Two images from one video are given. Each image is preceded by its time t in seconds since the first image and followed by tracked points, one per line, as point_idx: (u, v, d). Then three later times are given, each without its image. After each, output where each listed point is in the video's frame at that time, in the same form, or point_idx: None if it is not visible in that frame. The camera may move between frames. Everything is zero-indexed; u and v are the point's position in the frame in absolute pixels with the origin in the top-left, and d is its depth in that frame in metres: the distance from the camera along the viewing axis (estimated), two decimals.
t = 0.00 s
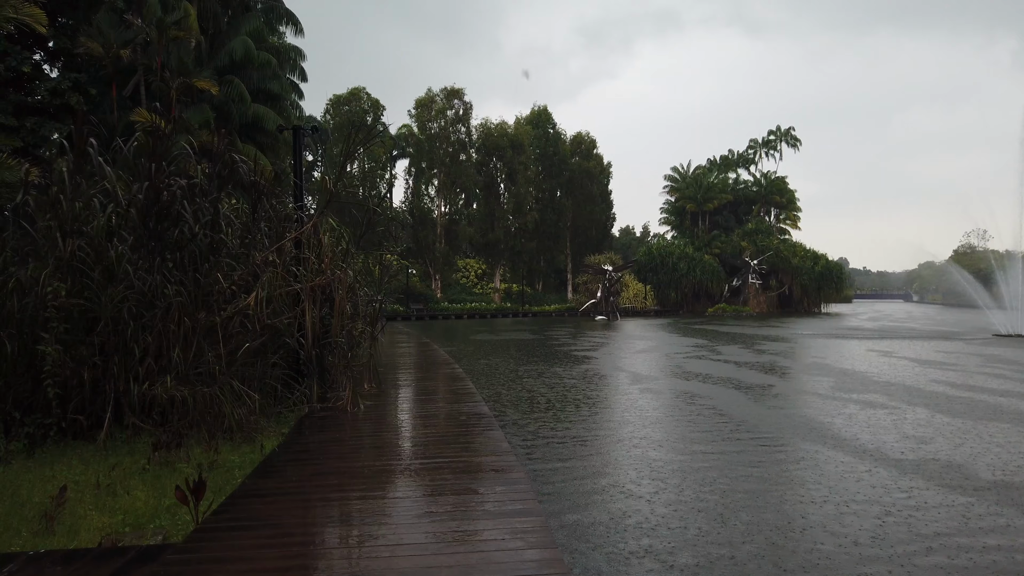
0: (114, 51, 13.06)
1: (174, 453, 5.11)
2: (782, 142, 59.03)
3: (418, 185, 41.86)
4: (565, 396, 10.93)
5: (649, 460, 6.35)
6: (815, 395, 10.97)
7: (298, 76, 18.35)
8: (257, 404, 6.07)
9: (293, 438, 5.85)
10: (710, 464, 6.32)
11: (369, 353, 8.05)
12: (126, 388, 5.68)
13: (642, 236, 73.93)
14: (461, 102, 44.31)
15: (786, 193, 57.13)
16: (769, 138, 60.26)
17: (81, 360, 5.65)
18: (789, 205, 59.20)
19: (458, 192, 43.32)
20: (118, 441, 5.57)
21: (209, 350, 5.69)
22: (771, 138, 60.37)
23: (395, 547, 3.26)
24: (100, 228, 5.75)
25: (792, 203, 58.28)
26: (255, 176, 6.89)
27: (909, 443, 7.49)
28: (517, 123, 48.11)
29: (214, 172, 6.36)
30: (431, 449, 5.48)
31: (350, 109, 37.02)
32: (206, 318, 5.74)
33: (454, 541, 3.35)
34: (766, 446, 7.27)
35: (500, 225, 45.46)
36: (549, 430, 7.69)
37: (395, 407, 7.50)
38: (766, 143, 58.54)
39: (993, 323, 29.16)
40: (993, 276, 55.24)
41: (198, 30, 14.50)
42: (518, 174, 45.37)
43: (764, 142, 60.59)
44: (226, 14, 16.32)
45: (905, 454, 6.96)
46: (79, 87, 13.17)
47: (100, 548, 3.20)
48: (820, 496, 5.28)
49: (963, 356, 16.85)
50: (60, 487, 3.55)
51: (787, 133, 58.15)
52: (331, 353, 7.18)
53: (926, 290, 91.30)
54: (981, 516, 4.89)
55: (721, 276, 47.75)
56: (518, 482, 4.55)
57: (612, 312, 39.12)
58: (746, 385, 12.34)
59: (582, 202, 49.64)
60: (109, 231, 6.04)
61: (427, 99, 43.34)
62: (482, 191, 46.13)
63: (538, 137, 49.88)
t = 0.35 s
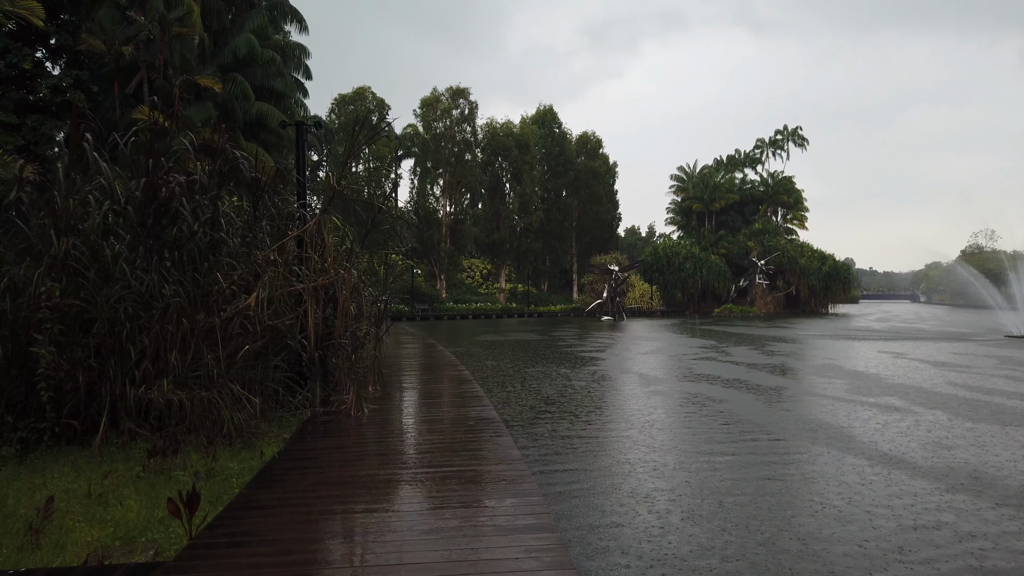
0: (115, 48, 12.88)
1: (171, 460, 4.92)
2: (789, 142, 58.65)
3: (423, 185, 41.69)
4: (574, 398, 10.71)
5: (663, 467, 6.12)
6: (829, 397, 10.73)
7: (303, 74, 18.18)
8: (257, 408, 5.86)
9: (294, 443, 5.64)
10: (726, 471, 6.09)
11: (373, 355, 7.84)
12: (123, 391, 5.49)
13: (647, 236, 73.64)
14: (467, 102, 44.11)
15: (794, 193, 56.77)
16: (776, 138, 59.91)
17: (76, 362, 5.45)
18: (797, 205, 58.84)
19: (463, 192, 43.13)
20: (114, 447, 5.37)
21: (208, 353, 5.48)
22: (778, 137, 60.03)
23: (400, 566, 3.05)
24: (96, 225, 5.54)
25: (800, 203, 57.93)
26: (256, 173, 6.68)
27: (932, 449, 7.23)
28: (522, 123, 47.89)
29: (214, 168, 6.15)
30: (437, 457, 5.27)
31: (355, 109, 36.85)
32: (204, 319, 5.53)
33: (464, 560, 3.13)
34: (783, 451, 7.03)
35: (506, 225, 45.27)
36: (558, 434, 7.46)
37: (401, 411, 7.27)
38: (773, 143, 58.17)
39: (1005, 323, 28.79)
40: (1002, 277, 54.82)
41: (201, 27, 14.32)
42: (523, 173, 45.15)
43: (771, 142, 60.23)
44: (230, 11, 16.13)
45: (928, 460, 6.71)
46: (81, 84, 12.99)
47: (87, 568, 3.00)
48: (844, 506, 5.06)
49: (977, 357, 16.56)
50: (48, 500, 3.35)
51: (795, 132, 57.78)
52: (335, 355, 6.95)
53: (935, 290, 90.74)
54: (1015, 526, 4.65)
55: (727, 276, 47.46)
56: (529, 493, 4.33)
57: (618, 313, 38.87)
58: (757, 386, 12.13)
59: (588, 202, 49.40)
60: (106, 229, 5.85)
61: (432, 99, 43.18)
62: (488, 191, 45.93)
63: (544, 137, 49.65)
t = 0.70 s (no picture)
0: (115, 45, 12.66)
1: (163, 471, 4.69)
2: (796, 140, 58.31)
3: (428, 185, 41.50)
4: (581, 401, 10.47)
5: (679, 476, 5.87)
6: (843, 402, 10.46)
7: (306, 71, 17.95)
8: (255, 415, 5.63)
9: (292, 452, 5.39)
10: (743, 481, 5.83)
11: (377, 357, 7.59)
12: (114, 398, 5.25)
13: (652, 235, 73.35)
14: (471, 101, 43.86)
15: (801, 192, 56.44)
16: (782, 136, 59.57)
17: (67, 368, 5.22)
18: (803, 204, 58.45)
19: (468, 192, 42.89)
20: (105, 456, 5.14)
21: (203, 358, 5.25)
22: (784, 136, 59.67)
23: None
24: (86, 225, 5.30)
25: (806, 203, 57.58)
26: (254, 170, 6.42)
27: (956, 458, 6.96)
28: (527, 122, 47.64)
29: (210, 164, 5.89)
30: (442, 468, 5.02)
31: (359, 108, 36.62)
32: (199, 324, 5.30)
33: None
34: (801, 459, 6.77)
35: (511, 225, 45.03)
36: (567, 440, 7.22)
37: (404, 417, 7.04)
38: (780, 142, 57.84)
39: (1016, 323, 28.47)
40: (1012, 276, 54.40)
41: (202, 23, 14.09)
42: (528, 173, 44.92)
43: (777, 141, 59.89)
44: (231, 7, 15.90)
45: (953, 469, 6.46)
46: (79, 81, 12.76)
47: None
48: (873, 521, 4.80)
49: (990, 358, 16.30)
50: (26, 521, 3.10)
51: (801, 131, 57.43)
52: (336, 359, 6.71)
53: (942, 289, 90.24)
54: None
55: (734, 276, 47.17)
56: (539, 509, 4.09)
57: (625, 313, 38.65)
58: (768, 389, 11.87)
59: (593, 201, 49.13)
60: (98, 228, 5.61)
61: (436, 98, 42.96)
62: (493, 190, 45.68)
63: (548, 136, 49.44)
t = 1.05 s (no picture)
0: (118, 39, 12.48)
1: (162, 477, 4.46)
2: (805, 139, 57.89)
3: (435, 183, 41.27)
4: (593, 401, 10.22)
5: (702, 482, 5.61)
6: (862, 402, 10.17)
7: (312, 67, 17.74)
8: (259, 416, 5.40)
9: (297, 456, 5.16)
10: (768, 486, 5.58)
11: (384, 357, 7.34)
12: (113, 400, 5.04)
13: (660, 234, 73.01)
14: (479, 99, 43.65)
15: (810, 191, 56.02)
16: (792, 135, 59.14)
17: (64, 368, 5.01)
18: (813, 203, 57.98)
19: (475, 190, 42.70)
20: (102, 460, 4.92)
21: (204, 358, 5.03)
22: (793, 134, 59.24)
23: None
24: (84, 218, 5.08)
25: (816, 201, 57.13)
26: (259, 162, 6.19)
27: (986, 461, 6.70)
28: (534, 120, 47.40)
29: (212, 156, 5.66)
30: (454, 472, 4.77)
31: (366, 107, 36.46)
32: (200, 322, 5.07)
33: None
34: (826, 463, 6.51)
35: (518, 223, 44.76)
36: (582, 442, 6.96)
37: (413, 418, 6.79)
38: (789, 140, 57.43)
39: None
40: None
41: (207, 18, 13.91)
42: (536, 171, 44.69)
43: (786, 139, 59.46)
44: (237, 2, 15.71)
45: (984, 473, 6.20)
46: (83, 77, 12.59)
47: None
48: (912, 531, 4.52)
49: (1008, 359, 15.98)
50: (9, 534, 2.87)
51: (811, 129, 57.00)
52: (342, 358, 6.46)
53: (952, 288, 89.56)
54: None
55: (742, 276, 46.82)
56: (558, 518, 3.84)
57: (633, 313, 38.38)
58: (784, 389, 11.59)
59: (601, 200, 48.82)
60: (96, 222, 5.38)
61: (443, 96, 42.78)
62: (500, 189, 45.41)
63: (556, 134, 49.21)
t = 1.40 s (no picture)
0: (121, 34, 12.30)
1: (157, 487, 4.24)
2: (812, 138, 57.52)
3: (440, 183, 41.08)
4: (603, 403, 10.00)
5: (723, 489, 5.36)
6: (881, 405, 9.90)
7: (317, 65, 17.58)
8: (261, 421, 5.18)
9: (300, 463, 4.92)
10: (793, 495, 5.32)
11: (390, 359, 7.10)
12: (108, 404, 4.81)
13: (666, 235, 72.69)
14: (484, 98, 43.46)
15: (817, 190, 55.65)
16: (799, 134, 58.78)
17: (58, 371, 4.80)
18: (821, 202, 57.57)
19: (481, 190, 42.50)
20: (96, 467, 4.70)
21: (203, 361, 4.80)
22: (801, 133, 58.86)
23: None
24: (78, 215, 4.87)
25: (823, 201, 56.81)
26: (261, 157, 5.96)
27: (1014, 467, 6.45)
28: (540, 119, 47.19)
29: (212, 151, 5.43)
30: (465, 476, 4.52)
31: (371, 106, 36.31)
32: (198, 323, 4.84)
33: None
34: (850, 469, 6.24)
35: (524, 223, 44.55)
36: (595, 448, 6.72)
37: (420, 421, 6.56)
38: (796, 139, 57.08)
39: None
40: None
41: (211, 14, 13.73)
42: (542, 171, 44.47)
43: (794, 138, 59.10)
44: None
45: (1015, 480, 5.94)
46: (85, 73, 12.42)
47: None
48: (948, 542, 4.30)
49: None
50: None
51: (818, 128, 56.63)
52: (347, 360, 6.22)
53: (959, 288, 89.05)
54: None
55: (750, 276, 46.49)
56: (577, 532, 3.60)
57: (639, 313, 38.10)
58: (799, 392, 11.32)
59: (607, 200, 48.60)
60: (92, 219, 5.17)
61: (449, 95, 42.60)
62: (506, 188, 45.22)
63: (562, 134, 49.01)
